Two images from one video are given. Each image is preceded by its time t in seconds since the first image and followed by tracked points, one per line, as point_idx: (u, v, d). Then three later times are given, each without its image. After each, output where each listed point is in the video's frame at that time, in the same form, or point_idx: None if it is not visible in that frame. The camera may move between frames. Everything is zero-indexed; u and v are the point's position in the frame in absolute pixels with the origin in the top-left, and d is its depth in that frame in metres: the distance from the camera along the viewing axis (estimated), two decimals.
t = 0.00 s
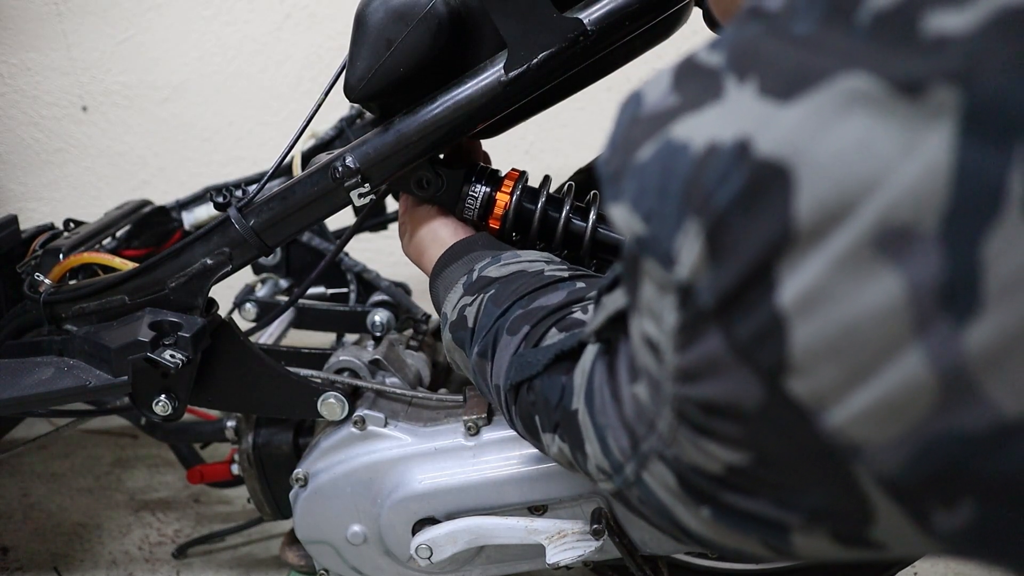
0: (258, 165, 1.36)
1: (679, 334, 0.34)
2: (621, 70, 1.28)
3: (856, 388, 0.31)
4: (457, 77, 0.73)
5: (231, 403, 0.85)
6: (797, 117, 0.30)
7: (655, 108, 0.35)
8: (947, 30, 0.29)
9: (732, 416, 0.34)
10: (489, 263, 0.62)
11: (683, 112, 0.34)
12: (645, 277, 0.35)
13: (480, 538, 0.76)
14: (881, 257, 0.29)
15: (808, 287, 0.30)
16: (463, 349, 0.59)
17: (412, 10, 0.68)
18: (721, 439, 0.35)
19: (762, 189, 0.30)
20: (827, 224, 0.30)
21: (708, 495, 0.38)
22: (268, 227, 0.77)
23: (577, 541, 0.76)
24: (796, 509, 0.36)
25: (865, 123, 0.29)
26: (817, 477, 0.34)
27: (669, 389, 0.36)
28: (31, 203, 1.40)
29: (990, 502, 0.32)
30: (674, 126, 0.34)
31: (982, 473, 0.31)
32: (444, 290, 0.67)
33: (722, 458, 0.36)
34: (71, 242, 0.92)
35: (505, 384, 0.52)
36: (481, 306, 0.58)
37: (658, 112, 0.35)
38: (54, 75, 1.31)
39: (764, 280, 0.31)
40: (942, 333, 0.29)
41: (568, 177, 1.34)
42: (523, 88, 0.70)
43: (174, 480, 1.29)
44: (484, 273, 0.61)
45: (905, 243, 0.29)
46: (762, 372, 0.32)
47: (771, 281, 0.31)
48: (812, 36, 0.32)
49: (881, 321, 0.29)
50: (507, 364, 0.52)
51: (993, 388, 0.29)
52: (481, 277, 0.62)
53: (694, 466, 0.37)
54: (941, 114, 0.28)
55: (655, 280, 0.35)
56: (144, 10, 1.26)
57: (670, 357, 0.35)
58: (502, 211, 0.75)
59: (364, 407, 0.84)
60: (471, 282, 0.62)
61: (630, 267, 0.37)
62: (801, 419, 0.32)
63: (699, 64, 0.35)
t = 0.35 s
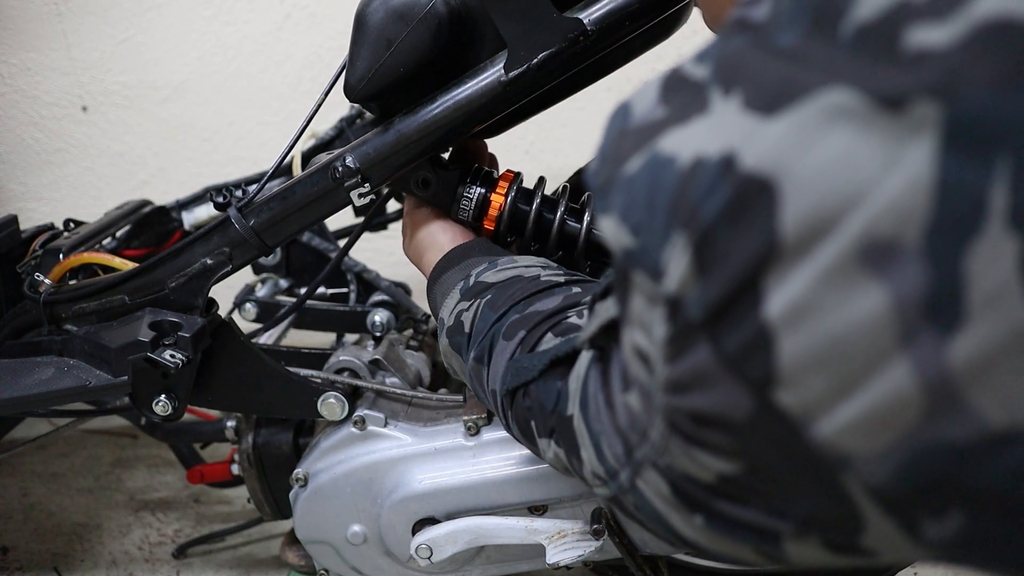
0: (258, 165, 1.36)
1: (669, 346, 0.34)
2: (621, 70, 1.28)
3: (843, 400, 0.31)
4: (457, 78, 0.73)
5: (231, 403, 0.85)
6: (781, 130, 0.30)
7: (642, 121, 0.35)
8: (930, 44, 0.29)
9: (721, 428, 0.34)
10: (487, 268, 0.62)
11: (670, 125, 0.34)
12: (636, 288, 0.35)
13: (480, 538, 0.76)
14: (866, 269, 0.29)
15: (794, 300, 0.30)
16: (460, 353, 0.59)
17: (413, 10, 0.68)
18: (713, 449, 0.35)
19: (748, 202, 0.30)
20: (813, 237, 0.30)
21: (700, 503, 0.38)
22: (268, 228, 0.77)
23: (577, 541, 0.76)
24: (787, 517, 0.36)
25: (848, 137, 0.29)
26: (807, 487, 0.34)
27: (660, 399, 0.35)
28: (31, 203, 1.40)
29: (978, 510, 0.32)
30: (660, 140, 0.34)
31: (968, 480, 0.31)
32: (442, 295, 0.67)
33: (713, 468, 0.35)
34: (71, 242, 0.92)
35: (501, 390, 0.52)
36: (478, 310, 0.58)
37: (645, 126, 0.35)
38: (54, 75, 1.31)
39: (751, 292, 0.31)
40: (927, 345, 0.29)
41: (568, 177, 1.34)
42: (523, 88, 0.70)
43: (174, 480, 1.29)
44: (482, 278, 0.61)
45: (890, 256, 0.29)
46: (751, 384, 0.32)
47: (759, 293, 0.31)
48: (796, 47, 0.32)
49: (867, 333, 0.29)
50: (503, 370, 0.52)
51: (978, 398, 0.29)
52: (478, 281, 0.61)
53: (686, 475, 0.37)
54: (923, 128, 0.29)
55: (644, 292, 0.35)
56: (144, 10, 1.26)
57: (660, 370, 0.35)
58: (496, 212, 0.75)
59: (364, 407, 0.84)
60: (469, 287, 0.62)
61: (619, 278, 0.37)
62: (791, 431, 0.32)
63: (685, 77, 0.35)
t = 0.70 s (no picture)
0: (258, 165, 1.36)
1: (668, 350, 0.35)
2: (621, 70, 1.28)
3: (842, 399, 0.31)
4: (459, 77, 0.73)
5: (231, 403, 0.85)
6: (775, 131, 0.30)
7: (637, 125, 0.36)
8: (923, 38, 0.29)
9: (722, 431, 0.34)
10: (502, 277, 0.61)
11: (663, 127, 0.34)
12: (634, 296, 0.36)
13: (480, 538, 0.76)
14: (864, 267, 0.29)
15: (792, 299, 0.30)
16: (475, 367, 0.58)
17: (413, 10, 0.68)
18: (713, 456, 0.35)
19: (745, 202, 0.31)
20: (810, 236, 0.30)
21: (704, 515, 0.38)
22: (268, 228, 0.77)
23: (577, 541, 0.76)
24: (790, 527, 0.36)
25: (843, 135, 0.29)
26: (810, 487, 0.34)
27: (660, 409, 0.36)
28: (31, 203, 1.40)
29: (983, 514, 0.32)
30: (655, 143, 0.34)
31: (972, 483, 0.31)
32: (454, 304, 0.64)
33: (715, 476, 0.36)
34: (71, 242, 0.92)
35: (517, 411, 0.51)
36: (493, 323, 0.56)
37: (640, 129, 0.35)
38: (54, 75, 1.31)
39: (748, 293, 0.31)
40: (927, 343, 0.29)
41: (567, 177, 1.34)
42: (523, 88, 0.70)
43: (174, 480, 1.29)
44: (496, 289, 0.60)
45: (889, 252, 0.29)
46: (749, 384, 0.32)
47: (756, 294, 0.31)
48: (789, 45, 0.32)
49: (866, 331, 0.29)
50: (518, 389, 0.51)
51: (979, 396, 0.29)
52: (493, 292, 0.60)
53: (691, 487, 0.37)
54: (919, 123, 0.28)
55: (640, 297, 0.35)
56: (144, 10, 1.26)
57: (659, 378, 0.35)
58: (495, 213, 0.75)
59: (363, 407, 0.84)
60: (483, 297, 0.60)
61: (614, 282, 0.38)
62: (792, 431, 0.32)
63: (677, 79, 0.35)
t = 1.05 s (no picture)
0: (258, 165, 1.36)
1: (672, 358, 0.34)
2: (621, 70, 1.28)
3: (838, 400, 0.31)
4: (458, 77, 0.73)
5: (231, 403, 0.85)
6: (768, 139, 0.30)
7: (636, 139, 0.35)
8: (908, 47, 0.29)
9: (725, 436, 0.34)
10: (525, 293, 0.61)
11: (660, 139, 0.34)
12: (636, 302, 0.36)
13: (480, 538, 0.76)
14: (858, 267, 0.29)
15: (789, 302, 0.30)
16: (498, 383, 0.58)
17: (413, 10, 0.68)
18: (718, 460, 0.35)
19: (742, 208, 0.31)
20: (806, 240, 0.30)
21: (713, 523, 0.38)
22: (268, 227, 0.77)
23: (577, 540, 0.76)
24: (796, 531, 0.36)
25: (834, 140, 0.29)
26: (812, 491, 0.34)
27: (666, 412, 0.36)
28: (31, 203, 1.40)
29: (983, 511, 0.32)
30: (652, 155, 0.34)
31: (968, 480, 0.31)
32: (476, 317, 0.64)
33: (722, 479, 0.36)
34: (71, 242, 0.92)
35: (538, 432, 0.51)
36: (516, 341, 0.56)
37: (638, 144, 0.35)
38: (54, 75, 1.31)
39: (747, 298, 0.31)
40: (920, 341, 0.29)
41: (567, 176, 1.34)
42: (523, 88, 0.70)
43: (174, 480, 1.29)
44: (519, 305, 0.59)
45: (881, 252, 0.29)
46: (749, 388, 0.32)
47: (754, 298, 0.31)
48: (781, 55, 0.32)
49: (861, 331, 0.29)
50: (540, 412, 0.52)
51: (973, 392, 0.29)
52: (516, 308, 0.60)
53: (701, 491, 0.37)
54: (905, 127, 0.28)
55: (643, 308, 0.35)
56: (144, 10, 1.26)
57: (664, 384, 0.35)
58: (491, 214, 0.75)
59: (363, 407, 0.84)
60: (506, 312, 0.60)
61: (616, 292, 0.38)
62: (791, 434, 0.32)
63: (674, 93, 0.35)
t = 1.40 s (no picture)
0: (258, 165, 1.36)
1: (665, 350, 0.35)
2: (621, 70, 1.28)
3: (831, 392, 0.31)
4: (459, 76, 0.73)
5: (231, 403, 0.85)
6: (762, 133, 0.31)
7: (632, 135, 0.36)
8: (901, 42, 0.29)
9: (718, 429, 0.34)
10: (512, 288, 0.61)
11: (656, 134, 0.34)
12: (630, 296, 0.36)
13: (480, 538, 0.76)
14: (849, 258, 0.29)
15: (781, 293, 0.30)
16: (483, 377, 0.57)
17: (412, 10, 0.68)
18: (710, 452, 0.35)
19: (736, 201, 0.31)
20: (798, 232, 0.30)
21: (706, 517, 0.38)
22: (269, 228, 0.77)
23: (577, 540, 0.76)
24: (786, 526, 0.35)
25: (827, 133, 0.29)
26: (805, 485, 0.33)
27: (660, 404, 0.36)
28: (31, 203, 1.40)
29: (971, 498, 0.32)
30: (648, 150, 0.34)
31: (958, 468, 0.31)
32: (462, 311, 0.64)
33: (713, 471, 0.36)
34: (71, 242, 0.92)
35: (523, 425, 0.51)
36: (502, 335, 0.56)
37: (634, 138, 0.35)
38: (54, 75, 1.31)
39: (740, 289, 0.31)
40: (912, 331, 0.29)
41: (567, 177, 1.34)
42: (523, 88, 0.70)
43: (174, 480, 1.29)
44: (505, 299, 0.59)
45: (874, 243, 0.29)
46: (743, 380, 0.32)
47: (747, 289, 0.31)
48: (777, 53, 0.32)
49: (853, 322, 0.29)
50: (525, 404, 0.51)
51: (963, 383, 0.29)
52: (502, 301, 0.60)
53: (694, 485, 0.37)
54: (896, 120, 0.29)
55: (638, 300, 0.35)
56: (144, 10, 1.26)
57: (657, 377, 0.36)
58: (492, 215, 0.75)
59: (363, 407, 0.84)
60: (493, 306, 0.60)
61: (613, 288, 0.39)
62: (784, 426, 0.32)
63: (671, 89, 0.35)
